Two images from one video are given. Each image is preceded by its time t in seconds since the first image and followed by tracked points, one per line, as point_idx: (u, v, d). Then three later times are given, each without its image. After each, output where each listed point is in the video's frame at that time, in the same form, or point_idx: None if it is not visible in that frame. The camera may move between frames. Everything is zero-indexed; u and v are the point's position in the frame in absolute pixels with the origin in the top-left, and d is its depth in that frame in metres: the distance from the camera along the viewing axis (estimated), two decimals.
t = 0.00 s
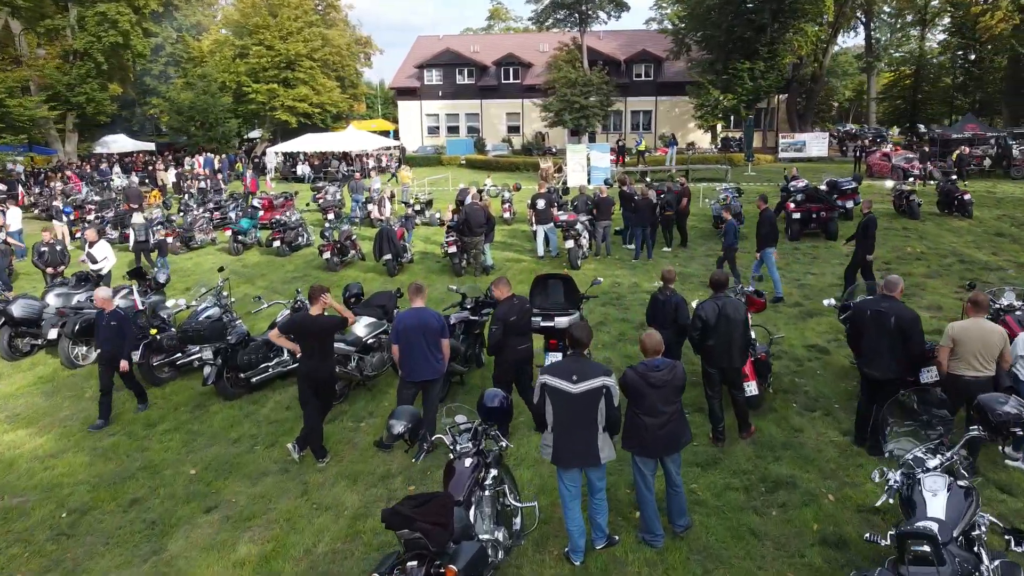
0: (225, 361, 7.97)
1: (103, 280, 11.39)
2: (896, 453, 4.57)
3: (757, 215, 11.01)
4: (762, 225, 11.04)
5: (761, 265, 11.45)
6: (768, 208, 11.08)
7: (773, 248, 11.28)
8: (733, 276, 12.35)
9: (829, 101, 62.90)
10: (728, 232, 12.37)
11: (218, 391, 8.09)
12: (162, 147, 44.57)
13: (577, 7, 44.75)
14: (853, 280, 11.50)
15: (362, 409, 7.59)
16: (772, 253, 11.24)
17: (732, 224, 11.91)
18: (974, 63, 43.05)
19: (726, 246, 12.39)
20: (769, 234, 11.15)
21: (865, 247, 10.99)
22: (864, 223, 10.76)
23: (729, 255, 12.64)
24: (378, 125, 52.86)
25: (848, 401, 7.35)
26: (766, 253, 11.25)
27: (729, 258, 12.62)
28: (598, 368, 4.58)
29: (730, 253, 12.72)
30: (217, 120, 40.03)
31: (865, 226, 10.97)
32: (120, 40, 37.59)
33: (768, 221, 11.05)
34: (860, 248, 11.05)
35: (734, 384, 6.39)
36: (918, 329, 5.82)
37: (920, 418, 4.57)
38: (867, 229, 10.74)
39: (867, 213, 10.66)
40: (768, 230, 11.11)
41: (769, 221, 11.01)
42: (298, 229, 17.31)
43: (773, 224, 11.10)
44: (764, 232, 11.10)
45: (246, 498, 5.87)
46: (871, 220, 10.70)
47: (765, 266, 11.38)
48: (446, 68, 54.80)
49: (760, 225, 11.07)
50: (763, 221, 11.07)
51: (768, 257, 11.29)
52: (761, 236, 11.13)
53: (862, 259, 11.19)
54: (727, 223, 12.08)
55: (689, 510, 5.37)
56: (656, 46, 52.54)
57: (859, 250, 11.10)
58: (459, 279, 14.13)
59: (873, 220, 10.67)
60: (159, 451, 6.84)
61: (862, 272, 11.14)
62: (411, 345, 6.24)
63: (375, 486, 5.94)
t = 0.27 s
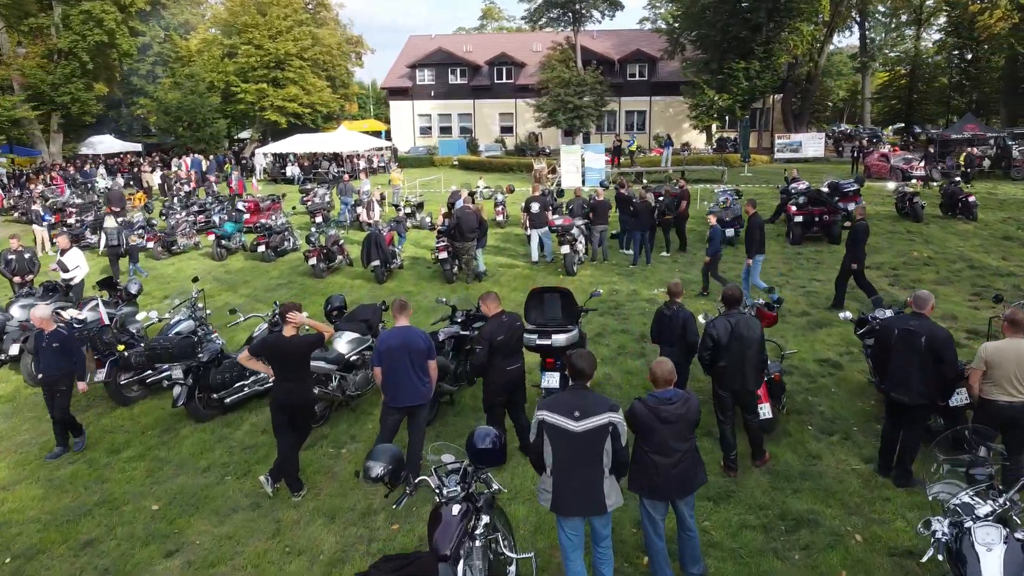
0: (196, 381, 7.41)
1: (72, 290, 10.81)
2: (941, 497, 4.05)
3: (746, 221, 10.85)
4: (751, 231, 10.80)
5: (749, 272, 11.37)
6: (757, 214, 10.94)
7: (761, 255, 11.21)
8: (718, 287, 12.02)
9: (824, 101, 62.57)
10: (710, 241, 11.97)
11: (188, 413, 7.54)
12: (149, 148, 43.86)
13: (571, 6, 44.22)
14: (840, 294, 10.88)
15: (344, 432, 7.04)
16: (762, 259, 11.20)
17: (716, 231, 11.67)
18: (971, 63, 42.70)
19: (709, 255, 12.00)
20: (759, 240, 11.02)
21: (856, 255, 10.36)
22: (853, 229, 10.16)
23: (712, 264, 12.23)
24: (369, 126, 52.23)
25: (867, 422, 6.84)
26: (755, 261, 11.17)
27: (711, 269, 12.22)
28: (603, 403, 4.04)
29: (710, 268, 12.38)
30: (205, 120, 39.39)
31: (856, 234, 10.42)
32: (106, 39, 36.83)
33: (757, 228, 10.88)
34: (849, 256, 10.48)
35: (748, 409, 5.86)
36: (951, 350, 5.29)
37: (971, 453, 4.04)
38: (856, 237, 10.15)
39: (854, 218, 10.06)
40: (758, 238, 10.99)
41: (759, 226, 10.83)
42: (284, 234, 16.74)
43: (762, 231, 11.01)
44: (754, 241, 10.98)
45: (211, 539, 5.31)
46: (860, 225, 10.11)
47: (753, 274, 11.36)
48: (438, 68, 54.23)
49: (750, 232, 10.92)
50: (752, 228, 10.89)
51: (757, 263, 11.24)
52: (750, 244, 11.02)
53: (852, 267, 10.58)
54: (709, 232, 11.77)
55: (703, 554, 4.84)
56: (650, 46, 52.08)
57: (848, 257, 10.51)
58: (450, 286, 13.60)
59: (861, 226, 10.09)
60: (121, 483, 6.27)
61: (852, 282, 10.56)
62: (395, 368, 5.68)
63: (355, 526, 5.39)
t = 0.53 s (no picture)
0: (164, 404, 6.85)
1: (40, 299, 10.22)
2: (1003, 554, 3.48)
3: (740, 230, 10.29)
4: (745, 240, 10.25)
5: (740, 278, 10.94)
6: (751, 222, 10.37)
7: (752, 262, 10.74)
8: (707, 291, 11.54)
9: (819, 101, 62.24)
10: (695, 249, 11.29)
11: (156, 439, 6.97)
12: (137, 149, 43.17)
13: (564, 4, 43.62)
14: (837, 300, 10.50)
15: (322, 458, 6.49)
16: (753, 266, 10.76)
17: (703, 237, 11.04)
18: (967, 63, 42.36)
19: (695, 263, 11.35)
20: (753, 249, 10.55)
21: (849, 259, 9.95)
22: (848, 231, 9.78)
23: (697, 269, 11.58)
24: (361, 126, 51.67)
25: (889, 447, 6.32)
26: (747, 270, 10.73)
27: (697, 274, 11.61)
28: (612, 447, 3.51)
29: (697, 260, 12.11)
30: (192, 120, 38.80)
31: (849, 237, 10.07)
32: (91, 38, 36.08)
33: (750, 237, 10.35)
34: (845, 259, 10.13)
35: (765, 438, 5.34)
36: (992, 377, 4.78)
37: None
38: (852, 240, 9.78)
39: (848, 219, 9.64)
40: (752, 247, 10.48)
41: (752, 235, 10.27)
42: (268, 238, 16.17)
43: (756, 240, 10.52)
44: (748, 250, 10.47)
45: None
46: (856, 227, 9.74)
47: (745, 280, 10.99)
48: (430, 68, 53.64)
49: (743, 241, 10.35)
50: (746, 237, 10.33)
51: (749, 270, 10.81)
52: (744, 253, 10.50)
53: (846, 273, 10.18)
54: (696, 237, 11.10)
55: None
56: (644, 45, 51.62)
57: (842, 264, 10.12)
58: (440, 293, 13.06)
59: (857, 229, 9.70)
60: (75, 518, 5.71)
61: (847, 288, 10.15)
62: (376, 395, 5.11)
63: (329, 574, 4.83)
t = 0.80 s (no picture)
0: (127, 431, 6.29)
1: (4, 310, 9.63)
2: None
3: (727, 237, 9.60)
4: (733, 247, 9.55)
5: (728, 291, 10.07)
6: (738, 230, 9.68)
7: (741, 273, 9.91)
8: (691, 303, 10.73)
9: (814, 101, 61.91)
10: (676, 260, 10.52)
11: (118, 468, 6.41)
12: (123, 150, 42.45)
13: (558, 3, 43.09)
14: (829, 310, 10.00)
15: (299, 492, 5.94)
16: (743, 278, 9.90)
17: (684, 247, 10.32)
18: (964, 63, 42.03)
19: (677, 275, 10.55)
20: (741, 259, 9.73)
21: (843, 266, 9.46)
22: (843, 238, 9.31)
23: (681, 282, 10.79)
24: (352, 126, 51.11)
25: (916, 478, 5.82)
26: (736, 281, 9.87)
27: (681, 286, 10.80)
28: (624, 509, 3.00)
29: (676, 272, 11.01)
30: (180, 120, 38.14)
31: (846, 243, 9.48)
32: (75, 36, 35.34)
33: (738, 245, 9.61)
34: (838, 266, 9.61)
35: (787, 473, 4.82)
36: None
37: None
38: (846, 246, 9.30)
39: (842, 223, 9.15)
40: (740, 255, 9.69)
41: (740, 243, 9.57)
42: (252, 243, 15.59)
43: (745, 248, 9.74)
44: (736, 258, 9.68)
45: None
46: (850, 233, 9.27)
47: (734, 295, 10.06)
48: (422, 67, 53.05)
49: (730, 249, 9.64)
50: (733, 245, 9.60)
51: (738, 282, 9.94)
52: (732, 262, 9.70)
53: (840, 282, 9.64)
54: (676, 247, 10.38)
55: None
56: (638, 45, 51.14)
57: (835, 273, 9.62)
58: (430, 301, 12.50)
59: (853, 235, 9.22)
60: (22, 562, 5.14)
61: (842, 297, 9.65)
62: (356, 430, 4.54)
63: None
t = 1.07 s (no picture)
0: (83, 463, 5.70)
1: None
2: None
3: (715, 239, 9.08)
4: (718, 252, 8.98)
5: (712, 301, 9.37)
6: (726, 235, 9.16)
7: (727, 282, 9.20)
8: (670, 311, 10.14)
9: (809, 101, 61.52)
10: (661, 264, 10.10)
11: (73, 503, 5.81)
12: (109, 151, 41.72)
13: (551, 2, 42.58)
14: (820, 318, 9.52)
15: (272, 532, 5.38)
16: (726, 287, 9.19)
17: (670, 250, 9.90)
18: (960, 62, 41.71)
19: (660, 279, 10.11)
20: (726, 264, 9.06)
21: (834, 274, 8.99)
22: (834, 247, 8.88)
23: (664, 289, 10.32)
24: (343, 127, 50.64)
25: (950, 513, 5.29)
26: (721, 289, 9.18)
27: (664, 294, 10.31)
28: None
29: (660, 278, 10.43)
30: (167, 121, 37.49)
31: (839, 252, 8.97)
32: (59, 35, 34.63)
33: (724, 251, 9.01)
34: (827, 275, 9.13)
35: (817, 519, 4.27)
36: None
37: None
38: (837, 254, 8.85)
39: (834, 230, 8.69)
40: (725, 261, 9.04)
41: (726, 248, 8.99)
42: (236, 248, 15.00)
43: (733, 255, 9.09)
44: (721, 265, 9.03)
45: None
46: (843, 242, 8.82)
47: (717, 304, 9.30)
48: (414, 67, 52.47)
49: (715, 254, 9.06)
50: (719, 249, 9.02)
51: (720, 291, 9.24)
52: (716, 268, 9.05)
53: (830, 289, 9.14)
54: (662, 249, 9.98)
55: None
56: (632, 45, 50.68)
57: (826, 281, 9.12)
58: (421, 310, 11.94)
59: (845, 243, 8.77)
60: None
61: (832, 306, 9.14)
62: (329, 474, 4.00)
63: None
